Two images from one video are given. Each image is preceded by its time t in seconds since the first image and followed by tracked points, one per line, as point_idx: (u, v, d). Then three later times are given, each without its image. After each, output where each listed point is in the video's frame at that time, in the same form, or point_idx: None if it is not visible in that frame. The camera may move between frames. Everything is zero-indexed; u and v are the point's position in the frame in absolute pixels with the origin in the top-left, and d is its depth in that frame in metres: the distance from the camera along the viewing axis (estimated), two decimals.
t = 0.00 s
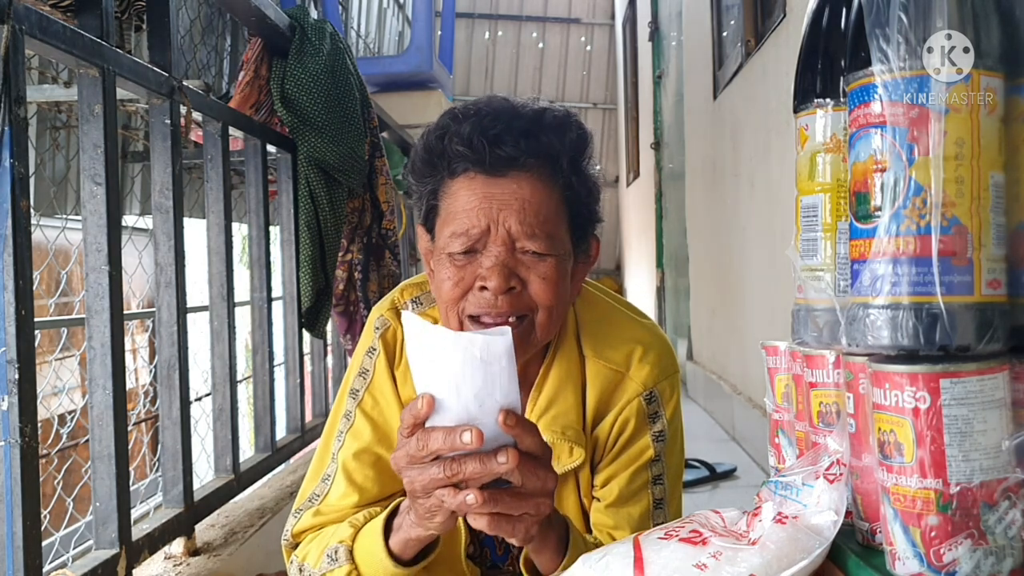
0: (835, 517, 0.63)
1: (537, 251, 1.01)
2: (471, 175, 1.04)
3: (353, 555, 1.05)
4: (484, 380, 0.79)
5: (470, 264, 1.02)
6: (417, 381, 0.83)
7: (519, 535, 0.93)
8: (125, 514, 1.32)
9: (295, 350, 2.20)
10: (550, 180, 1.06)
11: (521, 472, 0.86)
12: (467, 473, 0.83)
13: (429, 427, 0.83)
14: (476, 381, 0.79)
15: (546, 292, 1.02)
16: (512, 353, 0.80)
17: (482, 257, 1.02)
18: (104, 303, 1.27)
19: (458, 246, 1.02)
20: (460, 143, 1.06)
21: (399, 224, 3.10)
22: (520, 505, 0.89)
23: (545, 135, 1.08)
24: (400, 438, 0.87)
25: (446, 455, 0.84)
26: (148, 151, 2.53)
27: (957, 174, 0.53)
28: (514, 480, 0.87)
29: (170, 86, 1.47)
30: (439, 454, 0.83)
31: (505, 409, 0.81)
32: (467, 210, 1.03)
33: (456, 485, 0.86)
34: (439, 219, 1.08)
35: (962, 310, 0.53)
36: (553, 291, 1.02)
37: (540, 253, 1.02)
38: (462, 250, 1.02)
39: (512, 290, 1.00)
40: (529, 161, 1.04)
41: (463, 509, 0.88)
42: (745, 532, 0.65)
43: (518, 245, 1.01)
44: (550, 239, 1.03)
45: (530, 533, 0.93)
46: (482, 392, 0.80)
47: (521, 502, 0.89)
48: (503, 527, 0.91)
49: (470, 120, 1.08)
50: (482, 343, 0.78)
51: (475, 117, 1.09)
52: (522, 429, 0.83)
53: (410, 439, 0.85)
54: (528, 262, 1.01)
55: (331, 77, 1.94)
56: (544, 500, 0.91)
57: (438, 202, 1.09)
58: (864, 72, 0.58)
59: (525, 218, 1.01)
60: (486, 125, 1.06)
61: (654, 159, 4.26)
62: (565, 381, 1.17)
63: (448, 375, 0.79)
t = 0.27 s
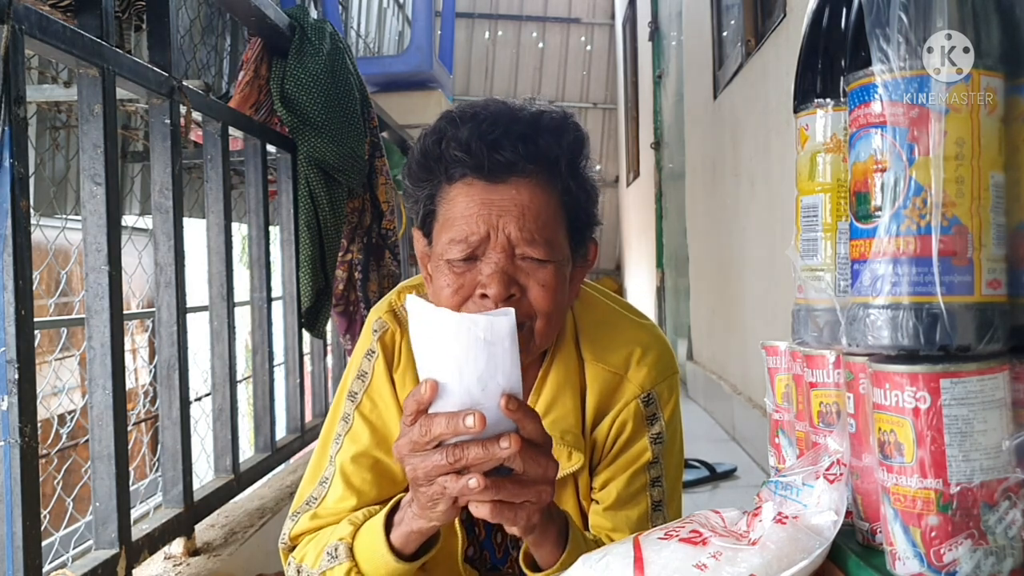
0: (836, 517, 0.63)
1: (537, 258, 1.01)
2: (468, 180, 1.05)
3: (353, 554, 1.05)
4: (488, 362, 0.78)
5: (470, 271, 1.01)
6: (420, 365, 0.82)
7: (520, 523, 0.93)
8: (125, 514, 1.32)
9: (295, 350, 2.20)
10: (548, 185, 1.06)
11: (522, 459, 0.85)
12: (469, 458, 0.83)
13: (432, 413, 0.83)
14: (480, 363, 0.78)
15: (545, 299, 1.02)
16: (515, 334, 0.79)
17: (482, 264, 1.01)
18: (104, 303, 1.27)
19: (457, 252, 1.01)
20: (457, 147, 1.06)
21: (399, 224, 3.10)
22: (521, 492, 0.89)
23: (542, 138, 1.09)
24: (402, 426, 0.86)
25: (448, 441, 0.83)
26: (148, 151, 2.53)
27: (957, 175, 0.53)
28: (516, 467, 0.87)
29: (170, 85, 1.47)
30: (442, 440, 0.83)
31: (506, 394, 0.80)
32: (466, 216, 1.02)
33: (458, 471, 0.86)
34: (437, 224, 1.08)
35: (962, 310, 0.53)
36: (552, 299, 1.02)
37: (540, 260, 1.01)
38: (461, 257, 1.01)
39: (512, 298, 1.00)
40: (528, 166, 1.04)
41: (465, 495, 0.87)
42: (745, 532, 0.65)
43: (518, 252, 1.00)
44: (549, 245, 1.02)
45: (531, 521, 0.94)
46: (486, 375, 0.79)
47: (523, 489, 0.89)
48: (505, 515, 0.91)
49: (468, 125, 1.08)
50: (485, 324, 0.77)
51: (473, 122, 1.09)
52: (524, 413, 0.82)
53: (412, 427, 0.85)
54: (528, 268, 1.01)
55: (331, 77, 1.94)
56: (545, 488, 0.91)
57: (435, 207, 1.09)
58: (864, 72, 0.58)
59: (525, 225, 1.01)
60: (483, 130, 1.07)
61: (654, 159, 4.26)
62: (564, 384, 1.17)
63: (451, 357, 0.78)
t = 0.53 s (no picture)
0: (835, 517, 0.63)
1: (543, 260, 1.01)
2: (474, 180, 1.04)
3: (353, 553, 1.05)
4: (487, 359, 0.78)
5: (475, 272, 1.01)
6: (420, 364, 0.82)
7: (519, 522, 0.93)
8: (125, 514, 1.32)
9: (295, 350, 2.20)
10: (553, 187, 1.06)
11: (522, 457, 0.85)
12: (469, 456, 0.83)
13: (432, 411, 0.83)
14: (479, 360, 0.78)
15: (551, 300, 1.02)
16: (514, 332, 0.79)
17: (487, 266, 1.01)
18: (104, 303, 1.27)
19: (462, 253, 1.01)
20: (462, 148, 1.05)
21: (400, 224, 3.10)
22: (520, 491, 0.89)
23: (547, 139, 1.08)
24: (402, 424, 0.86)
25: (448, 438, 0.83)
26: (148, 151, 2.53)
27: (957, 175, 0.53)
28: (515, 466, 0.87)
29: (170, 86, 1.47)
30: (442, 437, 0.83)
31: (506, 392, 0.80)
32: (471, 217, 1.02)
33: (458, 469, 0.86)
34: (441, 225, 1.08)
35: (962, 309, 0.53)
36: (556, 299, 1.03)
37: (545, 262, 1.01)
38: (466, 258, 1.00)
39: (517, 300, 1.00)
40: (533, 167, 1.04)
41: (465, 493, 0.87)
42: (745, 532, 0.65)
43: (523, 253, 1.01)
44: (554, 246, 1.03)
45: (530, 520, 0.94)
46: (485, 372, 0.79)
47: (522, 488, 0.89)
48: (504, 514, 0.91)
49: (473, 126, 1.08)
50: (485, 320, 0.77)
51: (479, 122, 1.09)
52: (523, 412, 0.82)
53: (412, 424, 0.85)
54: (533, 270, 1.01)
55: (331, 77, 1.94)
56: (544, 487, 0.91)
57: (439, 208, 1.09)
58: (864, 72, 0.58)
59: (530, 226, 1.01)
60: (489, 131, 1.06)
61: (654, 159, 4.26)
62: (566, 386, 1.17)
63: (451, 353, 0.78)
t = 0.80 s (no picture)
0: (836, 517, 0.63)
1: (546, 264, 1.01)
2: (478, 185, 1.04)
3: (355, 551, 1.05)
4: (488, 350, 0.78)
5: (478, 276, 1.01)
6: (421, 356, 0.82)
7: (520, 516, 0.93)
8: (125, 514, 1.32)
9: (295, 350, 2.20)
10: (557, 190, 1.06)
11: (522, 451, 0.85)
12: (469, 450, 0.83)
13: (433, 404, 0.83)
14: (480, 351, 0.78)
15: (553, 304, 1.02)
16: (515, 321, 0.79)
17: (490, 269, 1.01)
18: (104, 302, 1.26)
19: (465, 257, 1.01)
20: (467, 152, 1.05)
21: (400, 224, 3.10)
22: (521, 485, 0.89)
23: (550, 142, 1.09)
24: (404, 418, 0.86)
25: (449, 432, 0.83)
26: (148, 151, 2.53)
27: (957, 175, 0.53)
28: (515, 459, 0.86)
29: (170, 86, 1.47)
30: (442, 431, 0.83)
31: (506, 384, 0.80)
32: (475, 220, 1.02)
33: (459, 462, 0.86)
34: (444, 229, 1.08)
35: (962, 310, 0.53)
36: (559, 304, 1.02)
37: (549, 266, 1.01)
38: (469, 262, 1.00)
39: (520, 304, 1.00)
40: (539, 172, 1.04)
41: (466, 488, 0.87)
42: (745, 532, 0.65)
43: (527, 257, 1.00)
44: (558, 250, 1.03)
45: (531, 514, 0.93)
46: (486, 363, 0.79)
47: (523, 482, 0.89)
48: (505, 507, 0.91)
49: (477, 129, 1.08)
50: (485, 311, 0.77)
51: (483, 125, 1.09)
52: (523, 405, 0.82)
53: (414, 419, 0.85)
54: (536, 274, 1.01)
55: (331, 77, 1.94)
56: (545, 480, 0.91)
57: (442, 211, 1.09)
58: (864, 72, 0.58)
59: (534, 230, 1.01)
60: (494, 134, 1.06)
61: (654, 158, 4.26)
62: (567, 388, 1.17)
63: (451, 345, 0.78)
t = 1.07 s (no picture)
0: (836, 517, 0.63)
1: (548, 267, 1.01)
2: (479, 189, 1.04)
3: (355, 550, 1.05)
4: (488, 339, 0.79)
5: (480, 280, 1.01)
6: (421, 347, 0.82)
7: (520, 508, 0.93)
8: (125, 514, 1.32)
9: (295, 350, 2.20)
10: (559, 193, 1.06)
11: (523, 443, 0.85)
12: (471, 441, 0.83)
13: (434, 395, 0.82)
14: (481, 339, 0.79)
15: (554, 307, 1.02)
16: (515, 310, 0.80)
17: (492, 273, 1.00)
18: (104, 302, 1.26)
19: (467, 261, 1.00)
20: (467, 156, 1.05)
21: (400, 224, 3.10)
22: (522, 476, 0.89)
23: (551, 145, 1.09)
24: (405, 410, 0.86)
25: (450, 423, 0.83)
26: (148, 151, 2.53)
27: (957, 175, 0.53)
28: (516, 451, 0.86)
29: (170, 85, 1.47)
30: (444, 421, 0.83)
31: (506, 373, 0.81)
32: (477, 224, 1.02)
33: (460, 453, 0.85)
34: (444, 231, 1.07)
35: (962, 310, 0.53)
36: (560, 306, 1.03)
37: (551, 269, 1.01)
38: (471, 266, 1.00)
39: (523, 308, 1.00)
40: (540, 175, 1.04)
41: (466, 479, 0.87)
42: (745, 532, 0.65)
43: (529, 260, 1.00)
44: (560, 252, 1.02)
45: (532, 506, 0.93)
46: (486, 352, 0.79)
47: (523, 473, 0.89)
48: (506, 500, 0.90)
49: (479, 131, 1.08)
50: (486, 298, 0.78)
51: (485, 128, 1.09)
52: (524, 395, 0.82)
53: (415, 411, 0.84)
54: (538, 277, 1.01)
55: (331, 77, 1.94)
56: (545, 472, 0.91)
57: (442, 214, 1.08)
58: (864, 72, 0.58)
59: (536, 233, 1.00)
60: (494, 138, 1.06)
61: (654, 158, 4.27)
62: (567, 388, 1.17)
63: (452, 334, 0.78)
